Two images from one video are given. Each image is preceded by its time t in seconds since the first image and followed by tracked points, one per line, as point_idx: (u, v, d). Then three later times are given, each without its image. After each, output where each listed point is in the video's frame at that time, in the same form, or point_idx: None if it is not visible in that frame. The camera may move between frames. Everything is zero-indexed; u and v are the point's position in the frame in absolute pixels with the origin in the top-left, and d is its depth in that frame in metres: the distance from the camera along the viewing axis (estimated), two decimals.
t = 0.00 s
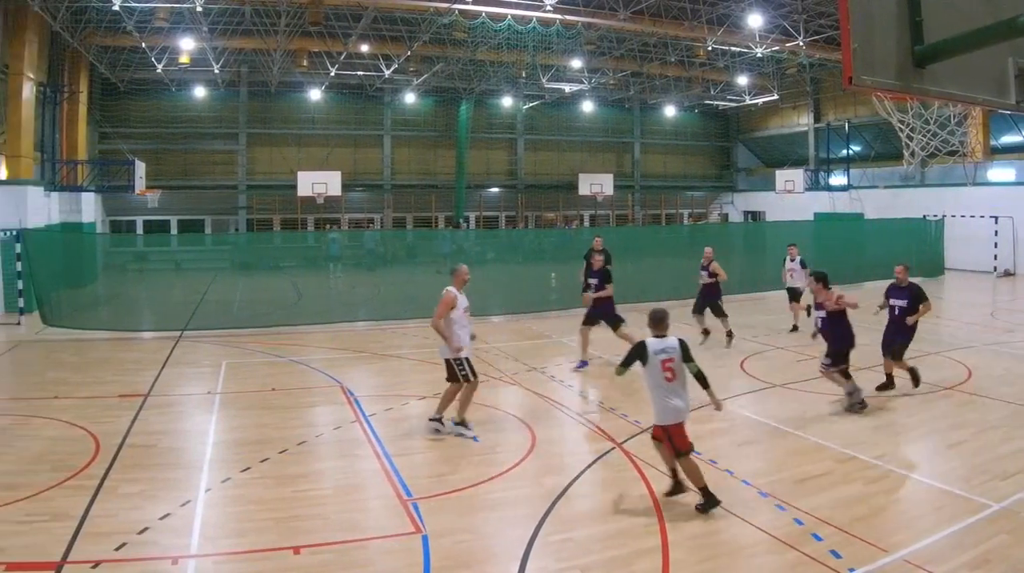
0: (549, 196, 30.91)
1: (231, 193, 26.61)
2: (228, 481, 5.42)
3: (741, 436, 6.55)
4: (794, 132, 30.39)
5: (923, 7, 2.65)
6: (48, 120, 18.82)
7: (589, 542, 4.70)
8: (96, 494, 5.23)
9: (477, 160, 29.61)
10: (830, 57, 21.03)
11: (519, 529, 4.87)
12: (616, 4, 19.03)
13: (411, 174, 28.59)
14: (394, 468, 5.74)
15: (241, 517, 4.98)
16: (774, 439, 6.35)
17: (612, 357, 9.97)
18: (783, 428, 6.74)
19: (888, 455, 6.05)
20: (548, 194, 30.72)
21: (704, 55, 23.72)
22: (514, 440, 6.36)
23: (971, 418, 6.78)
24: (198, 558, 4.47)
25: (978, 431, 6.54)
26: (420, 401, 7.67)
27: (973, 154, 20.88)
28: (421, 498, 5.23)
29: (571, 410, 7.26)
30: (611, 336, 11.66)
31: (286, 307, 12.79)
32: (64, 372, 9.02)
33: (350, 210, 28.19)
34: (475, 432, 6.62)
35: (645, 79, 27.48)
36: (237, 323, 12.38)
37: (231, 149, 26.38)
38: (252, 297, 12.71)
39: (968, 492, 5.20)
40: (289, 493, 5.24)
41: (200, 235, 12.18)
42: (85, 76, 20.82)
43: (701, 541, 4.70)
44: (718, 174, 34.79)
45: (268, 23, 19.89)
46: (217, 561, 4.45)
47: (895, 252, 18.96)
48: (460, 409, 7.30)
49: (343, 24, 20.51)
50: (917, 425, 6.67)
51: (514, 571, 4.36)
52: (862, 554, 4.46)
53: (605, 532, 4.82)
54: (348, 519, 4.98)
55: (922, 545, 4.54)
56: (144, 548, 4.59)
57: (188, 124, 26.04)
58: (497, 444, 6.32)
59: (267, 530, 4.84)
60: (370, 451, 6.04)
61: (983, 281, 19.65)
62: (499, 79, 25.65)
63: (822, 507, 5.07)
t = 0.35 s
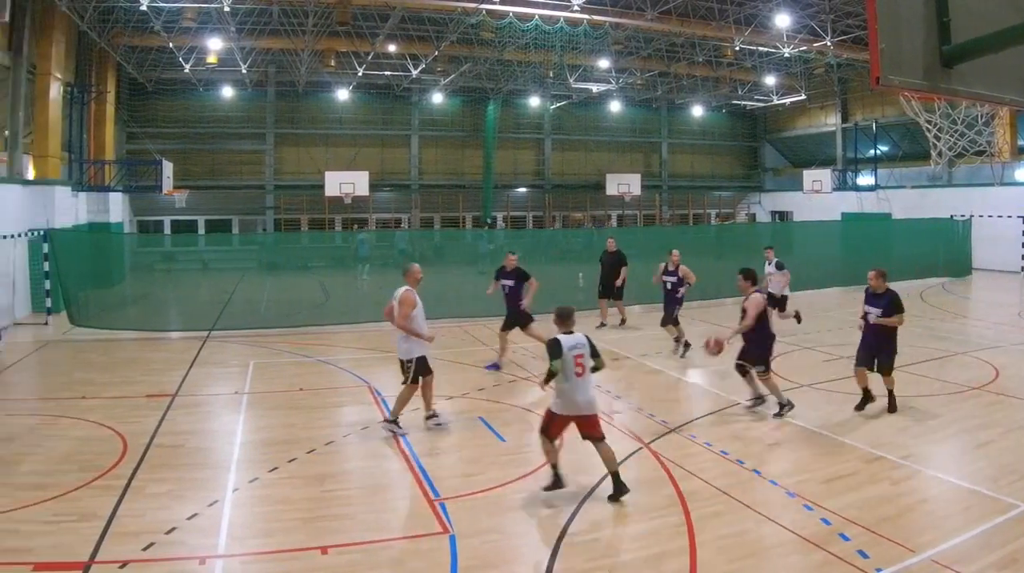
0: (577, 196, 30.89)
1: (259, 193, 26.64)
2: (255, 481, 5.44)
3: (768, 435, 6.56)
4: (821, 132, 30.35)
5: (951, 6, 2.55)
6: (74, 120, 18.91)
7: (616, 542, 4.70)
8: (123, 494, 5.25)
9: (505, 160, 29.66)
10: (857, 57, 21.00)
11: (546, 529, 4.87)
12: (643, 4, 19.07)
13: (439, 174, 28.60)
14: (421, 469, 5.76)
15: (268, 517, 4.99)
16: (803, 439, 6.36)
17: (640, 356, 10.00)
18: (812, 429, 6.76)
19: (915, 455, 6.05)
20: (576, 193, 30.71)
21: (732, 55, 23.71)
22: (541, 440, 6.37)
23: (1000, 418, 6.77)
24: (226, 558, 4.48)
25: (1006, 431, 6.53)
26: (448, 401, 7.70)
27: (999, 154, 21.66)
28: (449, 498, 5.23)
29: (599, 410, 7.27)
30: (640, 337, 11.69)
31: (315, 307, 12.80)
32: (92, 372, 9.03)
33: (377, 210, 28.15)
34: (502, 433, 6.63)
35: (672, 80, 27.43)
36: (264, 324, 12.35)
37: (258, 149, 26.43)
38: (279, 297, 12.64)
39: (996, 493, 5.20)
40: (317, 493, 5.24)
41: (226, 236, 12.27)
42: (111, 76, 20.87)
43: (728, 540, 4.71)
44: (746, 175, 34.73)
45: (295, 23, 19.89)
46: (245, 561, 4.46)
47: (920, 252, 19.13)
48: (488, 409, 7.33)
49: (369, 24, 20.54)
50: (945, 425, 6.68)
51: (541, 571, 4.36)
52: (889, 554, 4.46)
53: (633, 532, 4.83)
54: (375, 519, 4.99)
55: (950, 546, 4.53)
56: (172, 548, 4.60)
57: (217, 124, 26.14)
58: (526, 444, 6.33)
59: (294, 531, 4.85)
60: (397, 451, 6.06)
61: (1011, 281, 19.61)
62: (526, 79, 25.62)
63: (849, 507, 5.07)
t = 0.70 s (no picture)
0: (606, 196, 30.96)
1: (287, 193, 26.72)
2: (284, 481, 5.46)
3: (797, 435, 6.58)
4: (849, 132, 30.46)
5: (981, 4, 2.44)
6: (102, 120, 19.00)
7: (645, 542, 4.70)
8: (152, 494, 5.28)
9: (534, 160, 29.73)
10: (886, 57, 20.99)
11: (575, 528, 4.87)
12: (672, 5, 19.11)
13: (468, 174, 28.66)
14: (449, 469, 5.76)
15: (297, 518, 5.00)
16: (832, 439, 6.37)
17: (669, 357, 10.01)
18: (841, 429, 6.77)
19: (943, 455, 6.05)
20: (605, 193, 30.77)
21: (761, 55, 23.72)
22: (570, 440, 6.39)
23: None
24: (254, 558, 4.49)
25: None
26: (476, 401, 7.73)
27: None
28: (477, 498, 5.24)
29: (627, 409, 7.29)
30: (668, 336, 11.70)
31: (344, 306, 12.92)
32: (121, 372, 9.07)
33: (406, 210, 28.19)
34: (531, 432, 6.65)
35: (701, 80, 27.45)
36: (295, 324, 12.46)
37: (287, 149, 26.50)
38: (309, 296, 12.77)
39: None
40: (346, 493, 5.26)
41: (255, 235, 12.31)
42: (140, 76, 20.92)
43: (757, 540, 4.71)
44: (774, 175, 34.76)
45: (324, 23, 19.94)
46: (273, 561, 4.47)
47: (948, 253, 19.19)
48: (517, 409, 7.35)
49: (398, 24, 20.60)
50: (974, 425, 6.68)
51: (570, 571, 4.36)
52: (918, 555, 4.45)
53: (661, 531, 4.83)
54: (404, 519, 4.99)
55: (979, 546, 4.52)
56: (200, 548, 4.61)
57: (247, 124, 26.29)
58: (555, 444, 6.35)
59: (324, 530, 4.86)
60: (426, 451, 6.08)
61: None
62: (555, 79, 25.65)
63: (878, 507, 5.07)
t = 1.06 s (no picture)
0: (633, 195, 30.96)
1: (315, 193, 26.80)
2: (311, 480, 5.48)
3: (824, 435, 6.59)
4: (877, 133, 30.57)
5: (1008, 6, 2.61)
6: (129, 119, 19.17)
7: (672, 542, 4.71)
8: (178, 494, 5.31)
9: (561, 160, 29.79)
10: (914, 57, 21.05)
11: (601, 528, 4.88)
12: (700, 4, 19.22)
13: (495, 174, 28.67)
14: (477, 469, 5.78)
15: (324, 517, 5.01)
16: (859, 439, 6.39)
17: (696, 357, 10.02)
18: (868, 429, 6.80)
19: (971, 456, 6.05)
20: (632, 193, 30.77)
21: (788, 54, 23.74)
22: (597, 440, 6.40)
23: None
24: (281, 558, 4.49)
25: None
26: (503, 401, 7.75)
27: None
28: (505, 498, 5.24)
29: (654, 410, 7.30)
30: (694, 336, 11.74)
31: (372, 307, 12.76)
32: (147, 371, 9.12)
33: (433, 210, 28.26)
34: (557, 432, 6.66)
35: (729, 79, 27.48)
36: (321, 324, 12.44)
37: (314, 149, 26.59)
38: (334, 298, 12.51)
39: None
40: (373, 493, 5.26)
41: (283, 235, 12.24)
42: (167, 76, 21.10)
43: (783, 540, 4.71)
44: (802, 175, 34.69)
45: (351, 23, 20.01)
46: (300, 561, 4.47)
47: (975, 253, 19.24)
48: (544, 409, 7.37)
49: (425, 24, 20.66)
50: (1002, 425, 6.67)
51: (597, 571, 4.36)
52: (946, 555, 4.45)
53: (688, 532, 4.83)
54: (431, 519, 5.00)
55: (1007, 547, 4.51)
56: (228, 548, 4.62)
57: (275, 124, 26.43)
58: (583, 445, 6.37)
59: (351, 530, 4.87)
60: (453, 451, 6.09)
61: None
62: (582, 79, 25.69)
63: (906, 508, 5.07)
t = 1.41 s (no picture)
0: (661, 195, 31.06)
1: (343, 193, 27.01)
2: (339, 480, 5.50)
3: (852, 435, 6.60)
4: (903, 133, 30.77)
5: None
6: (158, 119, 19.37)
7: (700, 542, 4.71)
8: (205, 494, 5.34)
9: (589, 160, 29.89)
10: (941, 57, 21.15)
11: (629, 528, 4.88)
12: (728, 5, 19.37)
13: (523, 174, 28.77)
14: (504, 469, 5.79)
15: (352, 517, 5.02)
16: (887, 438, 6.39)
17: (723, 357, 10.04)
18: (895, 429, 6.80)
19: (999, 456, 6.05)
20: (659, 193, 30.86)
21: (815, 54, 23.82)
22: (624, 440, 6.42)
23: None
24: (308, 558, 4.50)
25: None
26: (529, 401, 7.79)
27: None
28: (532, 498, 5.24)
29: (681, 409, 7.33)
30: (722, 335, 11.79)
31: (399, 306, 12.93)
32: (174, 371, 9.20)
33: (460, 211, 28.42)
34: (585, 432, 6.68)
35: (756, 79, 27.55)
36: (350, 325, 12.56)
37: (343, 149, 26.82)
38: (362, 297, 12.81)
39: None
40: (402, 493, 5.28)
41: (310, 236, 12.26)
42: (195, 76, 21.30)
43: (810, 540, 4.71)
44: (829, 175, 34.69)
45: (379, 23, 20.17)
46: (328, 561, 4.47)
47: (1003, 253, 19.28)
48: (572, 409, 7.41)
49: (453, 24, 20.78)
50: None
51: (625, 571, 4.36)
52: (974, 555, 4.45)
53: (715, 531, 4.83)
54: (459, 519, 5.00)
55: None
56: (255, 548, 4.63)
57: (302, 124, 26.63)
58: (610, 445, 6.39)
59: (380, 530, 4.87)
60: (481, 451, 6.11)
61: None
62: (609, 79, 25.81)
63: (934, 508, 5.06)
